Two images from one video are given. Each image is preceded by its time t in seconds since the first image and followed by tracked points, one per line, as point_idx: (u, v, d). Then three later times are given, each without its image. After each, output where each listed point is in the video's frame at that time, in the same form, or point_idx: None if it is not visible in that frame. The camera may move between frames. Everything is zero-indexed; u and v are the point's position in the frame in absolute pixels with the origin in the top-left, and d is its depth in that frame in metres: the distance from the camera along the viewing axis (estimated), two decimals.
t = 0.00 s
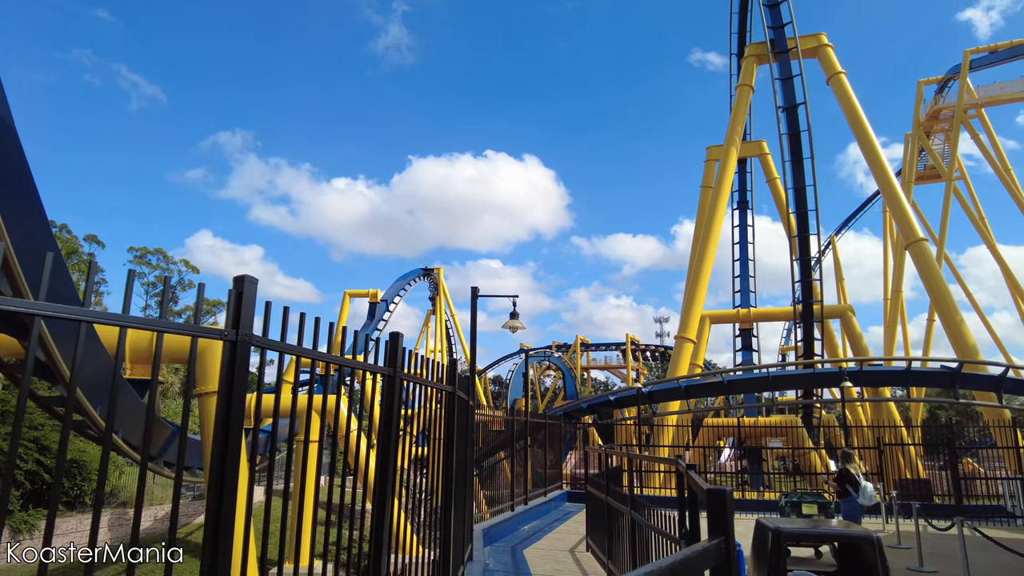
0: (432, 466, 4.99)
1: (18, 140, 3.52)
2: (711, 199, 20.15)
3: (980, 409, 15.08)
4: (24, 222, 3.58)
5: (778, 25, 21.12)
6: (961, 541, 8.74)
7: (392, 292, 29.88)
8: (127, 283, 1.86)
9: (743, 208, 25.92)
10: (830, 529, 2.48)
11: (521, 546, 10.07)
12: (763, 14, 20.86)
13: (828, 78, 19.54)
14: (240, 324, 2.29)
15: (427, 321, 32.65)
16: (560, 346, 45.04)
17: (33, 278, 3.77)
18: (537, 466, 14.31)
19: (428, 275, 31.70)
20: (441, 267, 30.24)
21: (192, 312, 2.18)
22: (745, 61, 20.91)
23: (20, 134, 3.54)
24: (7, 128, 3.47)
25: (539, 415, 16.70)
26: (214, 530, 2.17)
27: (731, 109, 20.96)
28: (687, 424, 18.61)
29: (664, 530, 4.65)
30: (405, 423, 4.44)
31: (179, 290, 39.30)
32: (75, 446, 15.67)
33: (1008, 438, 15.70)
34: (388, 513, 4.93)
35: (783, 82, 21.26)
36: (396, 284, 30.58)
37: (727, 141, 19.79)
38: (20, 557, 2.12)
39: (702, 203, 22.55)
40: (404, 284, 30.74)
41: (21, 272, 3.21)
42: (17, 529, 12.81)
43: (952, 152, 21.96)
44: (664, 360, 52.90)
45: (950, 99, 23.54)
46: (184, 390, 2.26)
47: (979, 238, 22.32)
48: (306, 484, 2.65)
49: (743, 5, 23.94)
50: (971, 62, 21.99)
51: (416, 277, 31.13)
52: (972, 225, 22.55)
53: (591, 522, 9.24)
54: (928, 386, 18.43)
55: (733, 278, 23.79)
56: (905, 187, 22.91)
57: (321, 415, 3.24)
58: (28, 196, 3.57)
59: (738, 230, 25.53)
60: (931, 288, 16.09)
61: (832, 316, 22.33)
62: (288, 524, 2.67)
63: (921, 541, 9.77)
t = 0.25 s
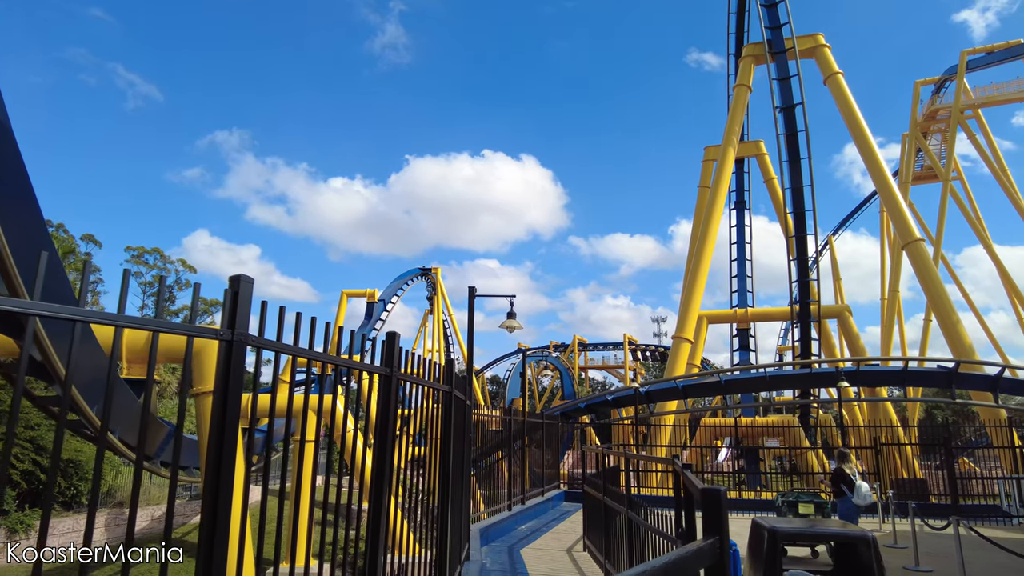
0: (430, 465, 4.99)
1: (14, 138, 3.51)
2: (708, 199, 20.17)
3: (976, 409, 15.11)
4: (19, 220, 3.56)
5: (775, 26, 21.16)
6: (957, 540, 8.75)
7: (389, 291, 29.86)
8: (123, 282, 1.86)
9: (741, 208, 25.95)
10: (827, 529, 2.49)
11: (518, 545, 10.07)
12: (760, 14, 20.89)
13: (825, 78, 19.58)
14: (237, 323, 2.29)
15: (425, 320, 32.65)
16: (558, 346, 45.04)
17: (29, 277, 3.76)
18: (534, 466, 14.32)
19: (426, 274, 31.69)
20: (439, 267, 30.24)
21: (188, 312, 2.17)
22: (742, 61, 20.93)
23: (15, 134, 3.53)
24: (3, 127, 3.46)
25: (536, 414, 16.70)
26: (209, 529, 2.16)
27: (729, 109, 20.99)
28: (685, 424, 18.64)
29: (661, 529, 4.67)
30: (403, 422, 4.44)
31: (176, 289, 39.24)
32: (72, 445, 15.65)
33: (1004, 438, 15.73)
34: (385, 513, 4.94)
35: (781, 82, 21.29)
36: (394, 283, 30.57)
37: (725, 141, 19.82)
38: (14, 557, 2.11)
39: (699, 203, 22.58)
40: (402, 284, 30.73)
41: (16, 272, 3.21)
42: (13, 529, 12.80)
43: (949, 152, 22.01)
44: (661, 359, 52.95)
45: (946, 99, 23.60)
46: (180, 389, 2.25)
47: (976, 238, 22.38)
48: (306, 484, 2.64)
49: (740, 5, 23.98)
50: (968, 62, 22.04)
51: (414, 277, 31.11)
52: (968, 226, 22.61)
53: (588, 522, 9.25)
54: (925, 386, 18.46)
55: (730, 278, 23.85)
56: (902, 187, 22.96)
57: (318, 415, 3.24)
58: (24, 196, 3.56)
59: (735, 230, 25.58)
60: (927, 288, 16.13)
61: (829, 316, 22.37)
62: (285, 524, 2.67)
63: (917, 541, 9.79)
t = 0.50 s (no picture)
0: (426, 465, 4.99)
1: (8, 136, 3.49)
2: (705, 199, 20.19)
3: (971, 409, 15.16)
4: (13, 218, 3.54)
5: (772, 26, 21.19)
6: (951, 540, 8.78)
7: (386, 291, 29.81)
8: (117, 281, 1.85)
9: (738, 208, 26.00)
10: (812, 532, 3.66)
11: (514, 545, 10.07)
12: (757, 15, 20.91)
13: (822, 78, 19.61)
14: (231, 322, 2.28)
15: (422, 320, 32.62)
16: (555, 345, 45.03)
17: (23, 276, 3.74)
18: (531, 465, 14.32)
19: (422, 274, 31.66)
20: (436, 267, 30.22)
21: (183, 311, 2.17)
22: (739, 61, 20.95)
23: (10, 132, 3.52)
24: None
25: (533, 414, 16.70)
26: (204, 528, 2.15)
27: (726, 109, 21.01)
28: (681, 424, 18.66)
29: (656, 528, 4.68)
30: (399, 421, 4.43)
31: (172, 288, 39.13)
32: (67, 445, 15.60)
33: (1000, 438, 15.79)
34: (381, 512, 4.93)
35: (778, 82, 21.32)
36: (391, 283, 30.53)
37: (722, 141, 19.84)
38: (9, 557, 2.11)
39: (696, 203, 22.60)
40: (399, 284, 30.70)
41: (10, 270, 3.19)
42: (8, 529, 12.75)
43: (945, 153, 22.07)
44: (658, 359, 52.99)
45: (943, 100, 23.66)
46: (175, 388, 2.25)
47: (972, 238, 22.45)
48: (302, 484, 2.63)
49: (737, 5, 24.00)
50: (964, 63, 22.11)
51: (411, 276, 31.08)
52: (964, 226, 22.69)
53: (585, 522, 9.26)
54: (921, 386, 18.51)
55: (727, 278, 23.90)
56: (899, 187, 23.02)
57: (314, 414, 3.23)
58: (19, 194, 3.54)
59: (732, 229, 25.61)
60: (923, 288, 16.18)
61: (825, 316, 22.41)
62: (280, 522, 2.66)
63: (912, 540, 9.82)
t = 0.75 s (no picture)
0: (422, 465, 5.00)
1: None
2: (700, 199, 20.23)
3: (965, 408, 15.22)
4: (5, 217, 3.53)
5: (768, 26, 21.24)
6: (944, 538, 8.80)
7: (382, 290, 29.79)
8: (108, 279, 1.85)
9: (733, 208, 26.05)
10: (810, 531, 4.02)
11: (509, 545, 10.07)
12: (753, 15, 20.97)
13: (817, 79, 19.67)
14: (224, 322, 2.27)
15: (418, 319, 32.58)
16: (550, 345, 45.03)
17: (14, 275, 3.72)
18: (527, 465, 14.32)
19: (418, 274, 31.61)
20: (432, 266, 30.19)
21: (175, 310, 2.16)
22: (735, 61, 20.98)
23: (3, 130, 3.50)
24: None
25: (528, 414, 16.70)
26: (196, 529, 2.15)
27: (722, 109, 21.04)
28: (676, 423, 18.69)
29: (650, 526, 4.71)
30: (395, 421, 4.43)
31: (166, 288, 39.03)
32: (61, 445, 15.54)
33: (993, 437, 15.86)
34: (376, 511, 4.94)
35: (773, 83, 21.38)
36: (386, 282, 30.47)
37: (717, 141, 19.86)
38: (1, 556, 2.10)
39: (692, 202, 22.65)
40: (395, 283, 30.66)
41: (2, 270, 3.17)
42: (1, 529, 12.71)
43: (940, 153, 22.15)
44: (653, 358, 53.04)
45: (937, 101, 23.76)
46: (167, 387, 2.24)
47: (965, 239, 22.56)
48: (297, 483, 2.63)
49: (733, 6, 24.05)
50: (958, 64, 22.20)
51: (407, 276, 31.06)
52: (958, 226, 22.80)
53: (580, 521, 9.27)
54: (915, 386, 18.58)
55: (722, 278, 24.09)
56: (893, 188, 23.10)
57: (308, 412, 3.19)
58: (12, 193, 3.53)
59: (727, 229, 25.68)
60: (918, 288, 16.24)
61: (820, 316, 22.48)
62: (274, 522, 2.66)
63: (905, 539, 9.87)
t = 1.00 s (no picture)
0: (415, 466, 4.99)
1: None
2: (694, 199, 20.28)
3: (956, 408, 15.32)
4: None
5: (761, 27, 21.32)
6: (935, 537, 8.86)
7: (375, 290, 29.74)
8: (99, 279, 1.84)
9: (726, 208, 26.14)
10: (805, 530, 4.07)
11: (502, 544, 10.08)
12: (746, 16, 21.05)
13: (810, 80, 19.75)
14: (215, 321, 2.27)
15: (411, 319, 32.54)
16: (544, 345, 45.06)
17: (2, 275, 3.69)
18: (520, 464, 14.32)
19: (412, 273, 31.56)
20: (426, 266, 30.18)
21: (167, 309, 2.15)
22: (729, 62, 21.05)
23: None
24: None
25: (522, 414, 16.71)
26: (186, 528, 2.14)
27: (715, 110, 21.11)
28: (670, 423, 18.74)
29: (643, 526, 4.73)
30: (388, 421, 4.43)
31: (158, 287, 38.89)
32: (51, 445, 15.46)
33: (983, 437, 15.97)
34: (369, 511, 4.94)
35: (767, 83, 21.46)
36: (380, 282, 30.41)
37: (711, 142, 19.92)
38: None
39: (685, 203, 22.70)
40: (388, 283, 30.61)
41: None
42: None
43: (931, 155, 22.28)
44: (647, 358, 53.10)
45: (929, 102, 23.91)
46: (158, 387, 2.24)
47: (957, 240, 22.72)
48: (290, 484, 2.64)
49: (727, 7, 24.14)
50: (950, 66, 22.34)
51: (400, 276, 31.02)
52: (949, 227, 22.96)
53: (573, 521, 9.27)
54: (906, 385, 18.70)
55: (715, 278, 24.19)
56: (886, 188, 23.24)
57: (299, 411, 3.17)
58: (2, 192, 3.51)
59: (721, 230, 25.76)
60: (909, 288, 16.35)
61: (813, 316, 22.58)
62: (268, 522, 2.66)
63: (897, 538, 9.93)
